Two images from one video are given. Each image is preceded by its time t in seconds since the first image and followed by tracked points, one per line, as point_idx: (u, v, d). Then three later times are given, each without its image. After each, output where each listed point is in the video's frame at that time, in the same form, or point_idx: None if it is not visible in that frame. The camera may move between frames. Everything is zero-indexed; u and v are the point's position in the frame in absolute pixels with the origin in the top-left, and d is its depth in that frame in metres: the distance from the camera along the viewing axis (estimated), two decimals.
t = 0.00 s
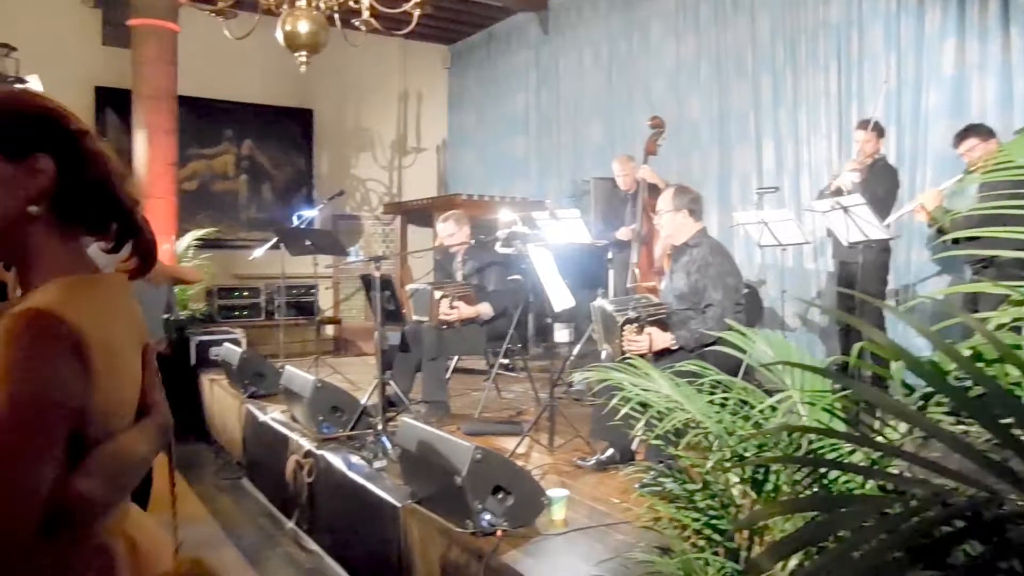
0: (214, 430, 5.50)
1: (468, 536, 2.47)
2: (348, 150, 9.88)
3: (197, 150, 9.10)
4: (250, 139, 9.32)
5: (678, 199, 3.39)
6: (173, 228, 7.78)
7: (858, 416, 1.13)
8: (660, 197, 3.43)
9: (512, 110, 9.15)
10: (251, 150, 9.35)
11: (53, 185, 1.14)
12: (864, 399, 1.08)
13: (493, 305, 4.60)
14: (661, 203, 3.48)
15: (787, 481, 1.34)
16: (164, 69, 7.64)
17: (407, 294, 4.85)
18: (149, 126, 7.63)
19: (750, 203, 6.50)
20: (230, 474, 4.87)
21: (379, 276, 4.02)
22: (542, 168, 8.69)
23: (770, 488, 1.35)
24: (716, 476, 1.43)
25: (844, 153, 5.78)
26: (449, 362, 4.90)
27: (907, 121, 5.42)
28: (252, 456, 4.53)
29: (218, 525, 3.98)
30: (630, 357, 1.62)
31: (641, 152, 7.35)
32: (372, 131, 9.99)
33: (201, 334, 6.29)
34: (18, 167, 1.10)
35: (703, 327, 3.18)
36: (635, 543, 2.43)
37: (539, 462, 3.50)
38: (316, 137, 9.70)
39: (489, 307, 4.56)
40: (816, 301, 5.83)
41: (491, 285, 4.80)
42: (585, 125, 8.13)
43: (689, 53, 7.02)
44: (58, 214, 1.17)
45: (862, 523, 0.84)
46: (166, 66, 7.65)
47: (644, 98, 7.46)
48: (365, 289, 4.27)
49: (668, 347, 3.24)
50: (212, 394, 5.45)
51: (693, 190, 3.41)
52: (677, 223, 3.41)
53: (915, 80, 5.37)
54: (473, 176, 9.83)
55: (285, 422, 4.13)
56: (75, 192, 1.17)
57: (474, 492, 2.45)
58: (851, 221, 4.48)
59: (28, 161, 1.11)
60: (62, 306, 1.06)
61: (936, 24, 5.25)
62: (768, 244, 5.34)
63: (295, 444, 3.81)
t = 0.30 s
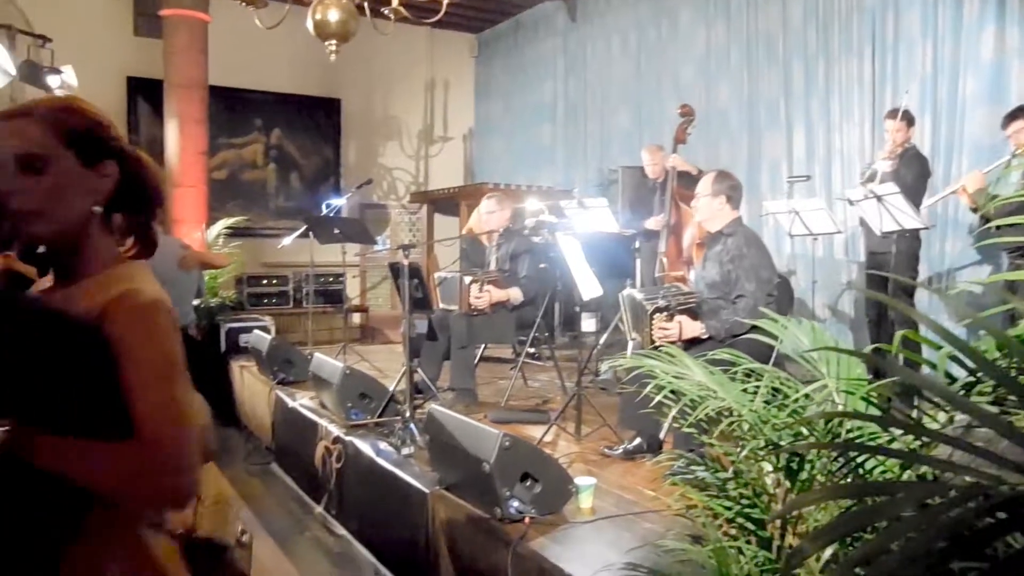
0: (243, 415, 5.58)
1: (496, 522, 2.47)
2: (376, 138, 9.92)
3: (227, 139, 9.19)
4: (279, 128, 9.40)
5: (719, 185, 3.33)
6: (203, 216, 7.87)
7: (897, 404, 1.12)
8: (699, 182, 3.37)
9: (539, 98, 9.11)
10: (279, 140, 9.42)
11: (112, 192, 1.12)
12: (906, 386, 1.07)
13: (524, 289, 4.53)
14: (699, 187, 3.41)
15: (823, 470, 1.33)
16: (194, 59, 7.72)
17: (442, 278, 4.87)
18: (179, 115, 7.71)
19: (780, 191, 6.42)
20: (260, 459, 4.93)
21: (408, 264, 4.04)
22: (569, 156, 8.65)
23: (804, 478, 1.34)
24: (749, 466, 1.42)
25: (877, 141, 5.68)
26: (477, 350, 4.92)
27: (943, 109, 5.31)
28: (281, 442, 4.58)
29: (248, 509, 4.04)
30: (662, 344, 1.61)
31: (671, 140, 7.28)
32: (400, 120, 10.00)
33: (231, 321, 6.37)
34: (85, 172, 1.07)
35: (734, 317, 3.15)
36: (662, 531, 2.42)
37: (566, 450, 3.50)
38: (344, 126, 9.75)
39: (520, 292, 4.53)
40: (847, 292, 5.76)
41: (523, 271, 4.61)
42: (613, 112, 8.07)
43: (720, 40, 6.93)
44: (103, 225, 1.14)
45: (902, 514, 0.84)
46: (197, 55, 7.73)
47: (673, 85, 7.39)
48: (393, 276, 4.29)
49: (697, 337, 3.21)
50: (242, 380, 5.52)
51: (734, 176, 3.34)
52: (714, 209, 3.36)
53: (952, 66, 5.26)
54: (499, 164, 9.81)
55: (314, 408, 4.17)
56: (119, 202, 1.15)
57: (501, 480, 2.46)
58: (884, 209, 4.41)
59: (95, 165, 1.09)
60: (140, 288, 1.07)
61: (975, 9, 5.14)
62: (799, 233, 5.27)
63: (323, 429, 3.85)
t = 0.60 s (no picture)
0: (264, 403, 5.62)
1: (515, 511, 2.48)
2: (396, 128, 9.93)
3: (248, 128, 9.24)
4: (299, 117, 9.44)
5: (743, 175, 3.29)
6: (224, 205, 7.92)
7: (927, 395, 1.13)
8: (724, 172, 3.34)
9: (560, 89, 9.07)
10: (300, 129, 9.46)
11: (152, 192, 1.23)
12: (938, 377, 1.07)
13: (545, 279, 4.56)
14: (725, 176, 3.37)
15: (848, 460, 1.34)
16: (217, 48, 7.77)
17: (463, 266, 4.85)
18: (202, 104, 7.76)
19: (803, 183, 6.36)
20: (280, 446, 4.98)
21: (428, 254, 4.05)
22: (590, 147, 8.61)
23: (829, 469, 1.35)
24: (773, 456, 1.42)
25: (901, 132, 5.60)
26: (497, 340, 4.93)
27: (971, 100, 5.23)
28: (301, 429, 4.62)
29: (268, 495, 4.08)
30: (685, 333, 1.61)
31: (693, 131, 7.23)
32: (420, 110, 10.00)
33: (252, 309, 6.42)
34: (136, 175, 1.18)
35: (758, 307, 3.14)
36: (682, 523, 2.42)
37: (585, 441, 3.51)
38: (364, 115, 9.77)
39: (539, 280, 4.54)
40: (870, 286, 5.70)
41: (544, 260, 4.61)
42: (634, 103, 8.02)
43: (743, 30, 6.86)
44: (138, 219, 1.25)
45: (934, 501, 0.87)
46: (220, 44, 7.77)
47: (695, 76, 7.32)
48: (413, 265, 4.30)
49: (719, 326, 3.20)
50: (263, 368, 5.56)
51: (760, 166, 3.30)
52: (739, 199, 3.32)
53: (981, 57, 5.17)
54: (519, 154, 9.79)
55: (334, 396, 4.19)
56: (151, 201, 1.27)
57: (521, 469, 2.46)
58: (910, 201, 4.35)
59: (145, 168, 1.19)
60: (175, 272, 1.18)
61: None
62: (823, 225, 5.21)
63: (343, 417, 3.87)
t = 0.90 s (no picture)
0: (293, 393, 5.69)
1: (542, 503, 2.49)
2: (425, 121, 9.97)
3: (279, 122, 9.35)
4: (329, 111, 9.51)
5: (777, 169, 3.25)
6: (255, 197, 8.00)
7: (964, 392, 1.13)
8: (756, 166, 3.30)
9: (589, 82, 9.03)
10: (330, 123, 9.54)
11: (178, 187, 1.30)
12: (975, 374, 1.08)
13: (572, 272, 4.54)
14: (757, 170, 3.33)
15: (883, 457, 1.33)
16: (250, 42, 7.84)
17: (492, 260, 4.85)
18: (234, 98, 7.85)
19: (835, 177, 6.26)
20: (309, 435, 5.03)
21: (457, 246, 4.08)
22: (618, 142, 8.58)
23: (864, 464, 1.34)
24: (807, 450, 1.41)
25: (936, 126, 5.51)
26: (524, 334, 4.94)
27: (1011, 94, 5.12)
28: (330, 419, 4.67)
29: (297, 484, 4.13)
30: (721, 326, 1.61)
31: (723, 125, 7.16)
32: (448, 103, 10.01)
33: (282, 301, 6.50)
34: (162, 170, 1.24)
35: (792, 301, 3.12)
36: (710, 517, 2.41)
37: (613, 435, 3.50)
38: (393, 109, 9.83)
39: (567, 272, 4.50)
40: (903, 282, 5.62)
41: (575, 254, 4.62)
42: (663, 97, 7.97)
43: (775, 23, 6.77)
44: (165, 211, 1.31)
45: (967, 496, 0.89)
46: (251, 39, 7.85)
47: (726, 69, 7.25)
48: (442, 258, 4.32)
49: (751, 317, 3.16)
50: (292, 358, 5.62)
51: (793, 159, 3.26)
52: (773, 193, 3.29)
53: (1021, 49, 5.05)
54: (547, 148, 9.75)
55: (362, 386, 4.23)
56: (176, 194, 1.33)
57: (549, 461, 2.48)
58: (947, 196, 4.27)
59: (170, 164, 1.26)
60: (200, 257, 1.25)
61: None
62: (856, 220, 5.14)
63: (371, 408, 3.90)
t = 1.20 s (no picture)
0: (316, 382, 5.73)
1: (565, 492, 2.49)
2: (447, 112, 9.98)
3: (302, 113, 9.44)
4: (352, 101, 9.57)
5: (806, 158, 3.21)
6: (278, 188, 8.05)
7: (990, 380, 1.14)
8: (785, 154, 3.26)
9: (611, 72, 8.97)
10: (352, 114, 9.60)
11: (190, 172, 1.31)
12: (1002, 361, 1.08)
13: (593, 264, 4.51)
14: (785, 159, 3.30)
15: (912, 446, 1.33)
16: (274, 33, 7.90)
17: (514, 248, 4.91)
18: (258, 89, 7.90)
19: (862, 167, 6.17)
20: (332, 424, 5.08)
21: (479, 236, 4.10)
22: (641, 133, 8.53)
23: (893, 453, 1.34)
24: (834, 439, 1.41)
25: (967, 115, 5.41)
26: (546, 324, 4.94)
27: None
28: (352, 408, 4.70)
29: (321, 472, 4.17)
30: (748, 313, 1.60)
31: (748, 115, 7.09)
32: (470, 94, 9.98)
33: (305, 291, 6.55)
34: (174, 155, 1.26)
35: (817, 290, 3.09)
36: (734, 508, 2.40)
37: (635, 425, 3.50)
38: (416, 95, 9.84)
39: (587, 263, 4.50)
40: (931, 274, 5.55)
41: (598, 246, 4.57)
42: (686, 87, 7.91)
43: (802, 11, 6.67)
44: (179, 195, 1.31)
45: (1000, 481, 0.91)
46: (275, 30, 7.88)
47: (751, 57, 7.16)
48: (464, 248, 4.33)
49: (774, 305, 3.15)
50: (316, 348, 5.66)
51: (822, 148, 3.21)
52: (801, 182, 3.25)
53: None
54: (569, 138, 9.69)
55: (385, 376, 4.26)
56: (187, 176, 1.34)
57: (571, 451, 2.47)
58: (977, 186, 4.20)
59: (181, 149, 1.26)
60: (209, 239, 1.27)
61: None
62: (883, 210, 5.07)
63: (393, 397, 3.92)
